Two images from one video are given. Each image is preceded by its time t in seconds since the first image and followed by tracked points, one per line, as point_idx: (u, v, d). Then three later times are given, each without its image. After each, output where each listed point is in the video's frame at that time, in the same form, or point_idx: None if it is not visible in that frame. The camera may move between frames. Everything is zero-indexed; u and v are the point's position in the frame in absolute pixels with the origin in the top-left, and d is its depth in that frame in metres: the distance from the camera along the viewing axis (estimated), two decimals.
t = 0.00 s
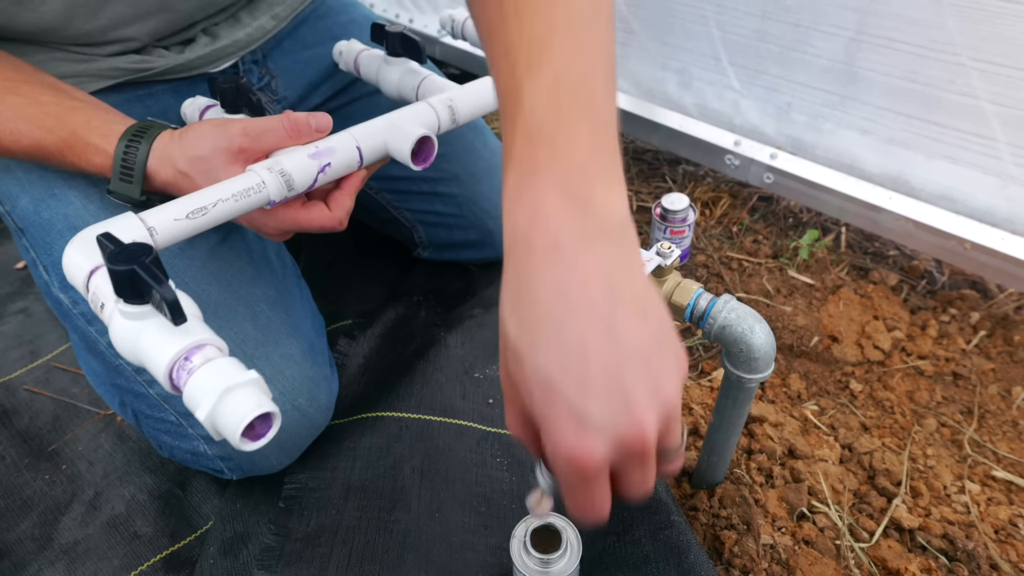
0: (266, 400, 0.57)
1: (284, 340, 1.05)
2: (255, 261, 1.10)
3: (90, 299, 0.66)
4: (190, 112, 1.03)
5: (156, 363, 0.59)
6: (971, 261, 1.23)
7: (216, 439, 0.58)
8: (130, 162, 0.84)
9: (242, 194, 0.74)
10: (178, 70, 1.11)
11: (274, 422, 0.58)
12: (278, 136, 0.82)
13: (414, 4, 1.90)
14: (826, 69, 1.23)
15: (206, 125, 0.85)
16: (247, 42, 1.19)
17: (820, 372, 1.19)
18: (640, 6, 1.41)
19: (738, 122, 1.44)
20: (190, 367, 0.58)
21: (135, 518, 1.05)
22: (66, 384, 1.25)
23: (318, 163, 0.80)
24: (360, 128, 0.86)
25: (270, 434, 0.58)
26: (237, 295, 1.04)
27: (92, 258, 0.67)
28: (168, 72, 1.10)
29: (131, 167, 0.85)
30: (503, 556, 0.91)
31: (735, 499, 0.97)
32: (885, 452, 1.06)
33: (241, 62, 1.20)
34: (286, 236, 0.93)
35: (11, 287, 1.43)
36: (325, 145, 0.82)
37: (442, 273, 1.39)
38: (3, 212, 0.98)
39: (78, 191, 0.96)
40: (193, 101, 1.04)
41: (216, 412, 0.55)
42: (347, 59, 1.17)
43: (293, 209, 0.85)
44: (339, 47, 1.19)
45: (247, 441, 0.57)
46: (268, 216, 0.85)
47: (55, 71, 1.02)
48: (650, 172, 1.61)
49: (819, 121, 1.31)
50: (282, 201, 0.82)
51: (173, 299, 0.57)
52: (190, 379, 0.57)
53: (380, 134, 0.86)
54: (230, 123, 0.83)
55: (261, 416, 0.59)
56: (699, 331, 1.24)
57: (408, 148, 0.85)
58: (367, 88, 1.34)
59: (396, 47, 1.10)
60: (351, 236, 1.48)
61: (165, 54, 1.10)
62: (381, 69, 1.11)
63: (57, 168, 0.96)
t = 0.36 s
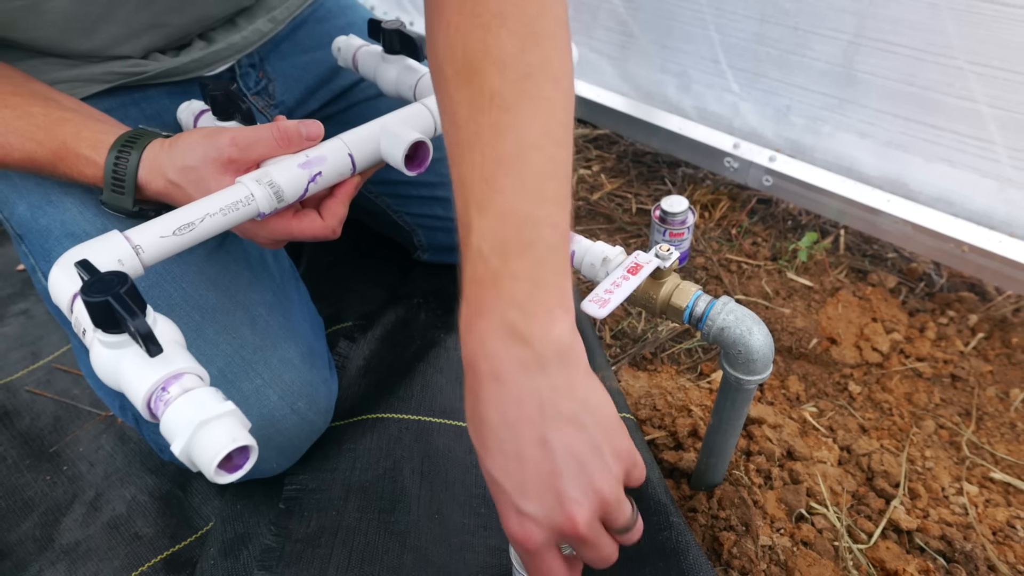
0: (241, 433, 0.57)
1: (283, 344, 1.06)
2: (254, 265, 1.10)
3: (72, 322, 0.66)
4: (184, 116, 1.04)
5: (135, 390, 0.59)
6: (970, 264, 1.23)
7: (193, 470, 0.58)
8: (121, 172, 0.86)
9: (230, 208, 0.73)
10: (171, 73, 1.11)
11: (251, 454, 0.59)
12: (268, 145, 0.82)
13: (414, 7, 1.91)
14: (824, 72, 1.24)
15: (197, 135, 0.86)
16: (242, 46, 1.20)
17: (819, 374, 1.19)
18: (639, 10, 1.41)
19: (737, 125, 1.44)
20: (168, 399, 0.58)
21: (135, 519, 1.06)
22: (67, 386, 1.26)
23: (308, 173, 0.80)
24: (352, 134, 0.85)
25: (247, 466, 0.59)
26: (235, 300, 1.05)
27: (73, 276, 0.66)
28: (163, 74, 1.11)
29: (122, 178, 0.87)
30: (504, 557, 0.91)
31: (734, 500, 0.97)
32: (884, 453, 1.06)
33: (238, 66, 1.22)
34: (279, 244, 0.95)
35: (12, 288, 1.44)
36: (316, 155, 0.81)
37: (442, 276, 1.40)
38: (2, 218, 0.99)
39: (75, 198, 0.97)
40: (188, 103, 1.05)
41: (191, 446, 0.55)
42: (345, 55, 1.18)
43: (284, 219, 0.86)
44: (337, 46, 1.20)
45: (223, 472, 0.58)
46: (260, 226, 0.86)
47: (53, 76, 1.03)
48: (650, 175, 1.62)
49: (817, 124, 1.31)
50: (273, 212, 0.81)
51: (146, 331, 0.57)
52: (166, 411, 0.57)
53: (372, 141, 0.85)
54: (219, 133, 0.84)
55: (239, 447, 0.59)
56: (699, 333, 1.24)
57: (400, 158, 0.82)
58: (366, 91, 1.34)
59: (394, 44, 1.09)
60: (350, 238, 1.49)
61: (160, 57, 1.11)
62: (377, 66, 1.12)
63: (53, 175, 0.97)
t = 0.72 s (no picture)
0: (317, 382, 0.56)
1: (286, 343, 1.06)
2: (258, 265, 1.11)
3: (128, 272, 0.64)
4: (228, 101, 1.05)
5: (199, 338, 0.57)
6: (969, 265, 1.23)
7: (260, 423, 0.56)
8: (170, 146, 0.85)
9: (287, 179, 0.73)
10: (177, 68, 1.11)
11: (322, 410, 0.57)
12: (326, 126, 0.83)
13: (415, 10, 1.91)
14: (824, 75, 1.24)
15: (254, 110, 0.86)
16: (246, 42, 1.19)
17: (819, 376, 1.20)
18: (639, 12, 1.42)
19: (737, 127, 1.45)
20: (236, 343, 0.57)
21: (138, 520, 1.06)
22: (70, 387, 1.26)
23: (363, 156, 0.80)
24: (408, 127, 0.85)
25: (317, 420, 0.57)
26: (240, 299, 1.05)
27: (132, 232, 0.65)
28: (167, 71, 1.11)
29: (171, 152, 0.86)
30: (503, 557, 0.92)
31: (735, 501, 0.97)
32: (884, 454, 1.07)
33: (242, 63, 1.21)
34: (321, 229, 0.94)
35: (15, 290, 1.44)
36: (371, 140, 0.81)
37: (443, 277, 1.40)
38: (11, 216, 0.99)
39: (84, 194, 0.97)
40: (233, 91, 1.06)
41: (264, 391, 0.54)
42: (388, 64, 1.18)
43: (333, 201, 0.86)
44: (380, 54, 1.20)
45: (293, 425, 0.55)
46: (308, 206, 0.86)
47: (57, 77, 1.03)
48: (650, 177, 1.62)
49: (817, 126, 1.32)
50: (323, 193, 0.81)
51: (225, 268, 0.58)
52: (236, 356, 0.56)
53: (427, 135, 0.85)
54: (279, 109, 0.85)
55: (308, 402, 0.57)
56: (699, 334, 1.25)
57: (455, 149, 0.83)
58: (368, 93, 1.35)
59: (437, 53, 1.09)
60: (352, 239, 1.49)
61: (166, 55, 1.11)
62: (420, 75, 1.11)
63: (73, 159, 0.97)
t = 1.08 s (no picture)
0: (265, 390, 0.54)
1: (288, 344, 1.07)
2: (261, 265, 1.11)
3: (98, 268, 0.61)
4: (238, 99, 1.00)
5: (154, 341, 0.56)
6: (967, 269, 1.24)
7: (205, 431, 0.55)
8: (171, 140, 0.84)
9: (278, 175, 0.70)
10: (182, 66, 1.11)
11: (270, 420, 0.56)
12: (324, 121, 0.80)
13: (415, 13, 1.92)
14: (823, 79, 1.25)
15: (254, 105, 0.84)
16: (251, 43, 1.20)
17: (818, 379, 1.20)
18: (638, 16, 1.42)
19: (735, 131, 1.45)
20: (187, 346, 0.55)
21: (138, 522, 1.06)
22: (70, 389, 1.26)
23: (361, 152, 0.76)
24: (411, 121, 0.80)
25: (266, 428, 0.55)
26: (242, 299, 1.05)
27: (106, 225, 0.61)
28: (174, 68, 1.11)
29: (173, 147, 0.84)
30: (502, 559, 0.92)
31: (733, 503, 0.97)
32: (882, 457, 1.07)
33: (247, 63, 1.22)
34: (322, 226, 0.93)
35: (15, 292, 1.45)
36: (370, 135, 0.77)
37: (443, 279, 1.41)
38: (15, 214, 0.99)
39: (91, 193, 0.97)
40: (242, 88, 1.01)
41: (208, 396, 0.52)
42: (404, 60, 1.16)
43: (331, 200, 0.86)
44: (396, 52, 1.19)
45: (241, 433, 0.54)
46: (305, 206, 0.86)
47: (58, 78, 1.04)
48: (649, 180, 1.63)
49: (816, 130, 1.32)
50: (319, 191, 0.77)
51: (177, 267, 0.59)
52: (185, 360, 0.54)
53: (431, 129, 0.80)
54: (277, 104, 0.82)
55: (260, 410, 0.56)
56: (698, 337, 1.25)
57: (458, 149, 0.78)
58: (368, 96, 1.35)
59: (456, 47, 1.05)
60: (352, 242, 1.50)
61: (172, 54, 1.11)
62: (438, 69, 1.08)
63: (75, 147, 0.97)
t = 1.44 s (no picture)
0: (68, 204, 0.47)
1: (290, 346, 1.07)
2: (265, 267, 1.11)
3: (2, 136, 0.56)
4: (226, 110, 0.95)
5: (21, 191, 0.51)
6: (967, 271, 1.24)
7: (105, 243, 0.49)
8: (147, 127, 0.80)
9: (240, 139, 0.66)
10: (189, 69, 1.12)
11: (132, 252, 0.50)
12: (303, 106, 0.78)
13: (417, 16, 1.93)
14: (823, 81, 1.25)
15: (229, 95, 0.80)
16: (255, 46, 1.21)
17: (818, 380, 1.20)
18: (639, 19, 1.43)
19: (736, 133, 1.46)
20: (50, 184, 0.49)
21: (140, 523, 1.07)
22: (73, 391, 1.27)
23: (334, 134, 0.74)
24: (392, 122, 0.81)
25: (126, 261, 0.49)
26: (246, 301, 1.06)
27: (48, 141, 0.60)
28: (179, 71, 1.11)
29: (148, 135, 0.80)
30: (504, 560, 0.92)
31: (734, 504, 0.98)
32: (882, 458, 1.07)
33: (250, 67, 1.22)
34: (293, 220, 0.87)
35: (18, 294, 1.45)
36: (346, 124, 0.77)
37: (444, 281, 1.41)
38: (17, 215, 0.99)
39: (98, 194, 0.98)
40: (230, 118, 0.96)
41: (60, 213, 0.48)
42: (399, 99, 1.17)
43: (302, 187, 0.79)
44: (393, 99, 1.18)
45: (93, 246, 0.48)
46: (275, 191, 0.79)
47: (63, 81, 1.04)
48: (650, 182, 1.63)
49: (816, 132, 1.33)
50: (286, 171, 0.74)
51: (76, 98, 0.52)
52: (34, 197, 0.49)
53: (411, 133, 0.82)
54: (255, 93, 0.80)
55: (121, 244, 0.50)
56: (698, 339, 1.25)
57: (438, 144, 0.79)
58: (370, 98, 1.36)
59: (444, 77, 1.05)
60: (353, 244, 1.50)
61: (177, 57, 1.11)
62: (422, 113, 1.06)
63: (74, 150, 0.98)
